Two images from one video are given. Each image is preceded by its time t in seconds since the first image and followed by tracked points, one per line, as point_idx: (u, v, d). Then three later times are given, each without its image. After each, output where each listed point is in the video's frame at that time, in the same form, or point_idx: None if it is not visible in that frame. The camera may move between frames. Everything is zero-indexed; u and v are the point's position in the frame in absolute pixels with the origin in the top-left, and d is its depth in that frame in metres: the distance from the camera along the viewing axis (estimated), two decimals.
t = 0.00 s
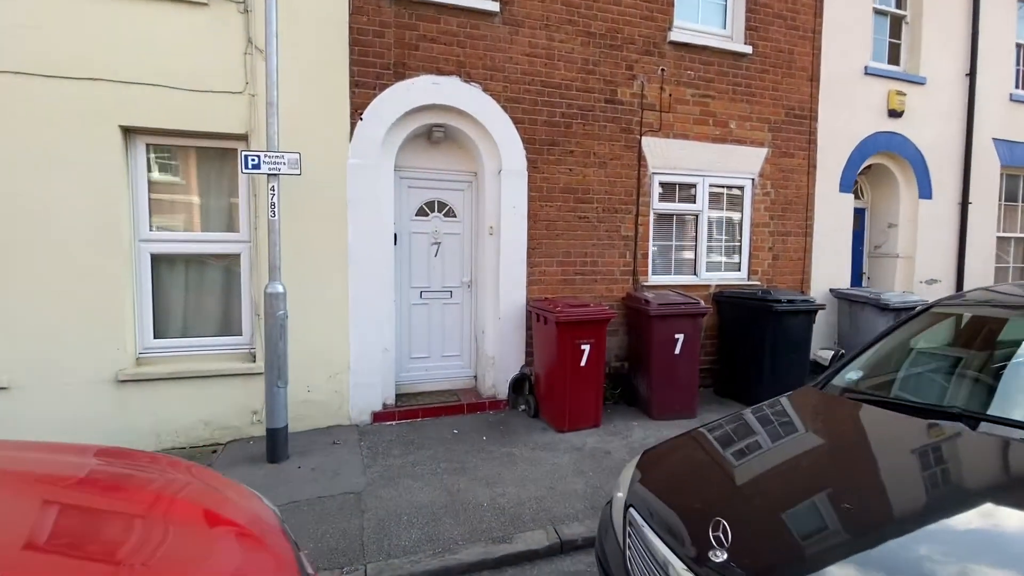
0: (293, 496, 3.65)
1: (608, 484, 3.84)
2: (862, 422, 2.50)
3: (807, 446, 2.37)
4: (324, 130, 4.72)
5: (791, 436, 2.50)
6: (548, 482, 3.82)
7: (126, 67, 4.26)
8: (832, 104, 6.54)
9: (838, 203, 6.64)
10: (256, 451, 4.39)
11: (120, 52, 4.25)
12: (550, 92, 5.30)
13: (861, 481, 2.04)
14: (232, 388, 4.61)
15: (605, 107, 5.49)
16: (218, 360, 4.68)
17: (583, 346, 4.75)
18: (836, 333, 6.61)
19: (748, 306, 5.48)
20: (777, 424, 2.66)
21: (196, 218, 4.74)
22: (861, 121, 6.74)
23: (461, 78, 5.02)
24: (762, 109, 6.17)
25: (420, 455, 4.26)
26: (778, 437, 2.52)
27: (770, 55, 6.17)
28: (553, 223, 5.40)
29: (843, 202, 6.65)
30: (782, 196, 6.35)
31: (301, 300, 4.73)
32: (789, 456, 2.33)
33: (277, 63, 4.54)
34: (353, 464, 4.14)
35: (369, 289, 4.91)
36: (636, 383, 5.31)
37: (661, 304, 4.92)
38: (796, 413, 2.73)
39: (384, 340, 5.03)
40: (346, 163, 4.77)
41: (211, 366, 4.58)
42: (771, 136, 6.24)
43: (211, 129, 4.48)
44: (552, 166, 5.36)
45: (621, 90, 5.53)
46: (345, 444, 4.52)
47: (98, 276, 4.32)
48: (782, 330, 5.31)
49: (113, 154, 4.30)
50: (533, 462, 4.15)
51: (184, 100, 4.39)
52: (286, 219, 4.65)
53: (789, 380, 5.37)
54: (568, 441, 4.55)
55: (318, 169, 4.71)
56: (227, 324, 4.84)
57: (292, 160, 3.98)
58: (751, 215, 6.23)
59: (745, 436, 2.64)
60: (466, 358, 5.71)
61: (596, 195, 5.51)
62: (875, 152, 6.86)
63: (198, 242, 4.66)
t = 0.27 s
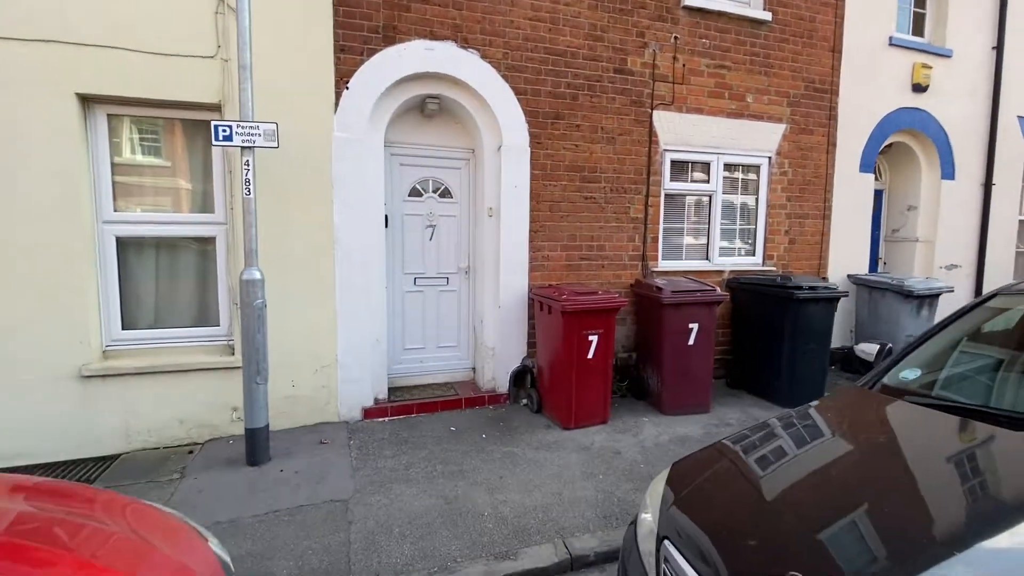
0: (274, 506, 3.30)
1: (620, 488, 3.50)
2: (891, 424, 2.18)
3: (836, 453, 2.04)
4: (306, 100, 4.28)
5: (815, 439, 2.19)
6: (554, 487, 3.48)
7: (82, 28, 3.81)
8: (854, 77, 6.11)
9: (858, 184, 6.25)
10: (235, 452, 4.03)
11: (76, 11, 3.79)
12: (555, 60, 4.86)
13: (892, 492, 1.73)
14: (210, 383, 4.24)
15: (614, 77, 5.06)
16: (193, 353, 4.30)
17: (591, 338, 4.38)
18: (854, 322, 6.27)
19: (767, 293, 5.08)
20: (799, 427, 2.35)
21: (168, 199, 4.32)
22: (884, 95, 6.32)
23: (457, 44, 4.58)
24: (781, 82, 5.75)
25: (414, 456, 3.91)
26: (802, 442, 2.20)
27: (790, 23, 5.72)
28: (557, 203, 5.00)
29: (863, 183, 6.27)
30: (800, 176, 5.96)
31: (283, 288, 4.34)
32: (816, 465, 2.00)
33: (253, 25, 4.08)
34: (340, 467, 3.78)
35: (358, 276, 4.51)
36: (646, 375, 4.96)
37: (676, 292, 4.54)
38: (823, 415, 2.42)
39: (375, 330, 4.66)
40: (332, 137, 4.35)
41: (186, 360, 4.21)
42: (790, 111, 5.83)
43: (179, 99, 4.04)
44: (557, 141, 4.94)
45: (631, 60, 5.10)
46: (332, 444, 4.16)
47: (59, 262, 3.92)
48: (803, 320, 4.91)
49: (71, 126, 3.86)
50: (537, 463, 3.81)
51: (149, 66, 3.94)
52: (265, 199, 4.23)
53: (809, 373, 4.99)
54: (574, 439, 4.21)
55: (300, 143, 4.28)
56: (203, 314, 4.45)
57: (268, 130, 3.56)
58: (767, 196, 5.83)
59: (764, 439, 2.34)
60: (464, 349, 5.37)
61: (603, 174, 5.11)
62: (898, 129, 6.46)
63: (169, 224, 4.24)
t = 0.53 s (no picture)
0: (239, 534, 2.88)
1: (634, 511, 3.08)
2: (932, 441, 1.95)
3: (874, 480, 1.80)
4: (278, 70, 3.79)
5: (855, 468, 1.90)
6: (559, 510, 3.07)
7: None
8: (882, 51, 5.62)
9: (884, 168, 5.79)
10: (201, 467, 3.61)
11: None
12: (558, 27, 4.35)
13: (958, 540, 1.46)
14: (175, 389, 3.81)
15: (624, 48, 4.56)
16: (155, 355, 3.86)
17: (599, 337, 3.92)
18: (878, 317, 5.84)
19: (790, 286, 4.61)
20: (838, 455, 2.04)
21: (123, 183, 3.83)
22: (914, 72, 5.83)
23: (450, 7, 4.07)
24: (804, 55, 5.25)
25: (401, 473, 3.48)
26: (843, 471, 1.90)
27: None
28: (562, 187, 4.52)
29: (890, 167, 5.80)
30: (823, 159, 5.49)
31: (254, 282, 3.87)
32: (854, 493, 1.75)
33: None
34: (317, 486, 3.36)
35: (339, 268, 4.05)
36: (657, 377, 4.53)
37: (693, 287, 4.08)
38: (865, 439, 2.10)
39: (359, 329, 4.21)
40: (308, 112, 3.87)
41: (146, 364, 3.76)
42: (814, 88, 5.34)
43: (130, 67, 3.54)
44: (560, 119, 4.45)
45: (642, 28, 4.60)
46: (311, 457, 3.73)
47: None
48: (830, 316, 4.44)
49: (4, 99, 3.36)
50: (539, 481, 3.38)
51: (96, 30, 3.44)
52: (232, 182, 3.75)
53: (835, 375, 4.55)
54: (580, 451, 3.78)
55: (272, 120, 3.80)
56: (166, 311, 3.99)
57: (228, 100, 3.07)
58: (788, 180, 5.36)
59: (799, 470, 2.02)
60: (458, 347, 4.93)
61: (612, 156, 4.63)
62: (927, 108, 5.98)
63: (124, 210, 3.75)
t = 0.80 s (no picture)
0: None
1: (658, 547, 2.68)
2: (995, 480, 1.69)
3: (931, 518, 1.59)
4: (248, 42, 3.33)
5: (944, 532, 1.51)
6: (571, 548, 2.66)
7: None
8: (916, 27, 5.16)
9: (916, 155, 5.34)
10: (165, 492, 3.19)
11: None
12: None
13: None
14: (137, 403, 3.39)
15: (638, 20, 4.10)
16: (115, 365, 3.43)
17: (613, 344, 3.47)
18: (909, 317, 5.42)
19: (820, 285, 4.18)
20: (915, 518, 1.63)
21: (74, 171, 3.38)
22: (949, 50, 5.37)
23: None
24: (834, 31, 4.80)
25: (390, 500, 3.07)
26: (936, 538, 1.50)
27: None
28: (570, 176, 4.07)
29: (923, 155, 5.36)
30: (851, 146, 5.04)
31: (225, 282, 3.44)
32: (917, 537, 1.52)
33: None
34: (294, 516, 2.95)
35: (320, 266, 3.62)
36: (675, 385, 4.12)
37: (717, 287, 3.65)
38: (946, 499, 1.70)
39: (344, 333, 3.78)
40: (284, 90, 3.42)
41: (104, 375, 3.34)
42: (843, 67, 4.89)
43: (77, 36, 3.09)
44: (568, 99, 4.00)
45: None
46: (290, 479, 3.32)
47: None
48: (865, 319, 4.02)
49: None
50: (547, 509, 2.97)
51: None
52: (198, 169, 3.31)
53: (869, 383, 4.15)
54: (592, 471, 3.37)
55: (243, 99, 3.35)
56: (127, 314, 3.55)
57: (183, 70, 2.63)
58: (814, 169, 4.92)
59: (871, 538, 1.61)
60: (455, 352, 4.52)
61: (624, 140, 4.18)
62: (962, 91, 5.52)
63: (74, 202, 3.30)
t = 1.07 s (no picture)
0: None
1: None
2: None
3: None
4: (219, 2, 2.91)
5: None
6: None
7: None
8: None
9: (955, 140, 4.92)
10: (125, 517, 2.79)
11: None
12: None
13: None
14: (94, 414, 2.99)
15: None
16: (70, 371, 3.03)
17: (634, 346, 3.05)
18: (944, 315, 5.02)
19: (860, 281, 3.77)
20: None
21: (21, 150, 2.96)
22: (991, 26, 4.94)
23: None
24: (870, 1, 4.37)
25: (381, 528, 2.67)
26: None
27: None
28: (583, 158, 3.65)
29: (961, 139, 4.94)
30: (887, 129, 4.63)
31: (194, 277, 3.03)
32: None
33: None
34: (270, 547, 2.55)
35: (303, 259, 3.20)
36: (698, 391, 3.72)
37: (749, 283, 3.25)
38: None
39: (331, 334, 3.38)
40: (260, 58, 3.00)
41: (57, 382, 2.94)
42: (879, 42, 4.47)
43: None
44: (581, 72, 3.57)
45: None
46: (267, 500, 2.92)
47: None
48: (911, 318, 3.61)
49: None
50: (562, 539, 2.57)
51: None
52: (160, 148, 2.90)
53: (912, 388, 3.75)
54: (610, 491, 2.98)
55: (213, 67, 2.93)
56: (82, 313, 3.13)
57: (132, 25, 2.21)
58: (847, 153, 4.50)
59: None
60: (456, 353, 4.11)
61: (643, 119, 3.76)
62: (1003, 70, 5.10)
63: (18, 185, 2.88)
